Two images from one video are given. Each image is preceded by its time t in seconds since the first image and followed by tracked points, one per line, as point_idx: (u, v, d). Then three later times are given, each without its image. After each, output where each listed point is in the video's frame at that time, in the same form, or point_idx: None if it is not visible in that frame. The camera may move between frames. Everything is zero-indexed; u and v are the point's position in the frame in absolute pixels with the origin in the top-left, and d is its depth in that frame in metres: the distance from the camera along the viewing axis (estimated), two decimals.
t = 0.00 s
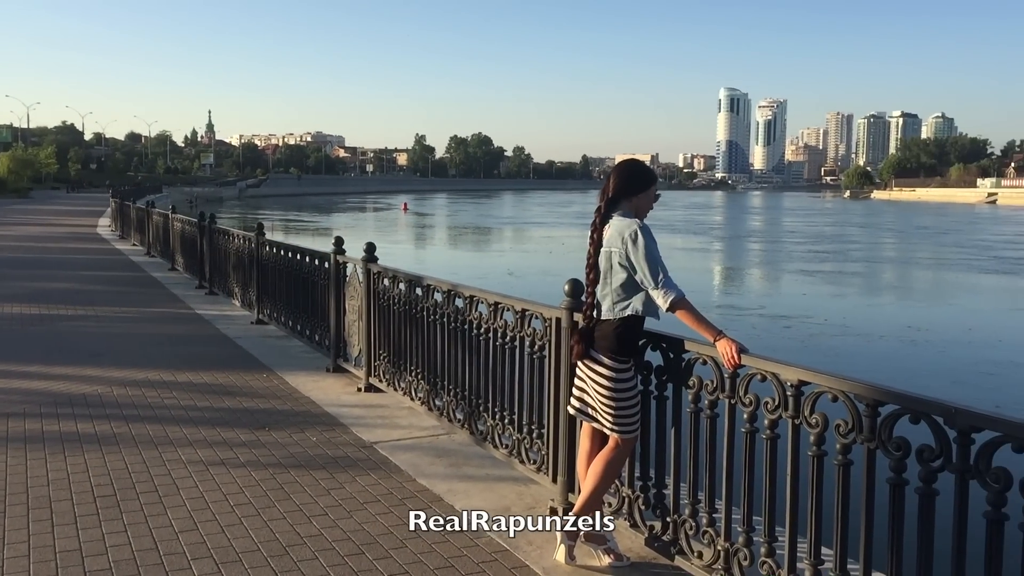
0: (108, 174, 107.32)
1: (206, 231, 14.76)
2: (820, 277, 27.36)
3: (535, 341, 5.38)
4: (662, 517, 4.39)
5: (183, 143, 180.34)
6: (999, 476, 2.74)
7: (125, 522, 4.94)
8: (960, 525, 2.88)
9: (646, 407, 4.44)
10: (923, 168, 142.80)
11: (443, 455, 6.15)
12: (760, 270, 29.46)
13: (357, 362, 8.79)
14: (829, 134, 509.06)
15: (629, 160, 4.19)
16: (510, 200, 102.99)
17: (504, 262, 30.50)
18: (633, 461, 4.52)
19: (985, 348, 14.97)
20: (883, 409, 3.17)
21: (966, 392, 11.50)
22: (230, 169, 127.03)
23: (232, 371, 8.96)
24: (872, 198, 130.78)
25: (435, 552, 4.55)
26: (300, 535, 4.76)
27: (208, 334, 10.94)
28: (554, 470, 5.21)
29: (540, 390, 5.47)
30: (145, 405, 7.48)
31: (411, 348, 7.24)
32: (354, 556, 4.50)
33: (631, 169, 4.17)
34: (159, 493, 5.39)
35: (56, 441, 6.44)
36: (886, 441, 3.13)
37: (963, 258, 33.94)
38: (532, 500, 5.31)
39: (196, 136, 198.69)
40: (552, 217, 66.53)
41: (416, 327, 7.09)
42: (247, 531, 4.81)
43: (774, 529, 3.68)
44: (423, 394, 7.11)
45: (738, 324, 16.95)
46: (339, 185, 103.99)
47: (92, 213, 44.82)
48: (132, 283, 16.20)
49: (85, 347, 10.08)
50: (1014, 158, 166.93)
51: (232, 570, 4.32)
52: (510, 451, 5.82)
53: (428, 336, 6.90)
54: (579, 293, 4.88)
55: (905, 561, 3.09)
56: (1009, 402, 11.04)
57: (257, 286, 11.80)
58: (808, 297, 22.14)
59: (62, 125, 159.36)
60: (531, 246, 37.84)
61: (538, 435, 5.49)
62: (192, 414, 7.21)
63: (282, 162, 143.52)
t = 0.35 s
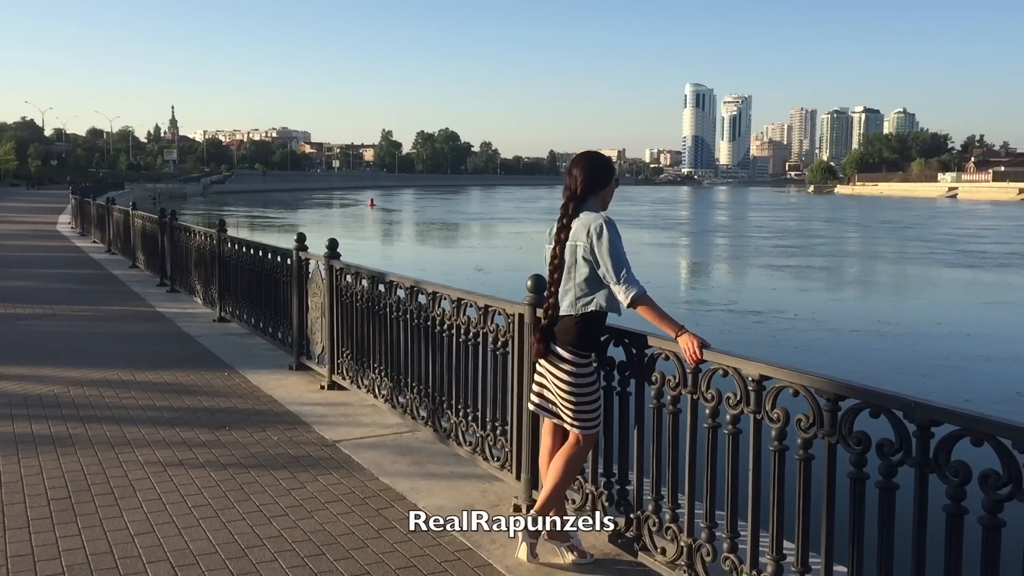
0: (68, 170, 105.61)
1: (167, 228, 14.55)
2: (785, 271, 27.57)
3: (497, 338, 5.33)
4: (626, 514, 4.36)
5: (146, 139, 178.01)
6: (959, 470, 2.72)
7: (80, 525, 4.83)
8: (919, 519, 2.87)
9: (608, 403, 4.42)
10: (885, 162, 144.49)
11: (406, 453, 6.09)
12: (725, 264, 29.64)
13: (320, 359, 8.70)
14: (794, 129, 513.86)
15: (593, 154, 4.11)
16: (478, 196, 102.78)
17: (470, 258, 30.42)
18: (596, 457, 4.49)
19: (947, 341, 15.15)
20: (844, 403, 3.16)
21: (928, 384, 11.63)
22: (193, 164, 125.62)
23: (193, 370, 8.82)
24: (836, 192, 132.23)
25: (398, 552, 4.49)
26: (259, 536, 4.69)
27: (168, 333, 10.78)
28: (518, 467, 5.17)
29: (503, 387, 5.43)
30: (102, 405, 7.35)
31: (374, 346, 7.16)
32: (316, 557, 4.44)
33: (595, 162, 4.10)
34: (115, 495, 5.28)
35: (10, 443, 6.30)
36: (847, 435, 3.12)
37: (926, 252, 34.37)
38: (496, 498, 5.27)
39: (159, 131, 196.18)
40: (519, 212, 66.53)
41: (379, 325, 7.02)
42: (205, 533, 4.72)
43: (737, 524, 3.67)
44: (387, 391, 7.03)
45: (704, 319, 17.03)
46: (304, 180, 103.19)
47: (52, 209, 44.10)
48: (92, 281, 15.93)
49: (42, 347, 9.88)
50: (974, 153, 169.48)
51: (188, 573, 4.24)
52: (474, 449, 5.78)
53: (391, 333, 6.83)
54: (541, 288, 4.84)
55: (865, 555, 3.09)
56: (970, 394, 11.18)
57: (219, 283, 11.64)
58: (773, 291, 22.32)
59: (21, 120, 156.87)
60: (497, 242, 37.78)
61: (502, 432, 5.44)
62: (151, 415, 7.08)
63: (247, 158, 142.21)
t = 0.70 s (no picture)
0: (43, 167, 104.39)
1: (140, 225, 14.39)
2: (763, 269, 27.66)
3: (472, 336, 5.28)
4: (601, 512, 4.32)
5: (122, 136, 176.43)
6: (933, 468, 2.70)
7: (45, 528, 4.73)
8: (893, 516, 2.85)
9: (582, 401, 4.38)
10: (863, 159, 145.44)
11: (381, 452, 6.02)
12: (704, 262, 29.70)
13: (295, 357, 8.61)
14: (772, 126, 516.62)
15: (564, 148, 4.01)
16: (458, 193, 102.64)
17: (449, 255, 30.32)
18: (571, 455, 4.44)
19: (924, 337, 15.24)
20: (817, 400, 3.14)
21: (906, 381, 11.66)
22: (170, 161, 124.73)
23: (165, 369, 8.72)
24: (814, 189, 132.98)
25: (370, 552, 4.43)
26: (229, 538, 4.61)
27: (141, 332, 10.67)
28: (493, 466, 5.12)
29: (478, 385, 5.37)
30: (72, 405, 7.24)
31: (349, 344, 7.08)
32: (287, 558, 4.37)
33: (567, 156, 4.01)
34: (83, 497, 5.19)
35: None
36: (821, 432, 3.10)
37: (903, 249, 34.57)
38: (471, 497, 5.22)
39: (135, 128, 194.51)
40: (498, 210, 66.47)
41: (353, 323, 6.94)
42: (173, 535, 4.64)
43: (711, 522, 3.64)
44: (361, 390, 6.96)
45: (683, 316, 17.04)
46: (282, 177, 102.62)
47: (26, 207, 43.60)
48: (65, 279, 15.74)
49: (11, 346, 9.73)
50: (950, 150, 170.90)
51: None
52: (449, 447, 5.72)
53: (365, 331, 6.76)
54: (516, 285, 4.80)
55: (839, 554, 3.06)
56: (947, 390, 11.23)
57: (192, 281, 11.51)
58: (751, 288, 22.38)
59: None
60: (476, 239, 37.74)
61: (476, 430, 5.39)
62: (121, 415, 6.97)
63: (225, 155, 141.22)
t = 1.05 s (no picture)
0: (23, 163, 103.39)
1: (120, 222, 14.26)
2: (747, 267, 27.73)
3: (453, 334, 5.24)
4: (582, 512, 4.29)
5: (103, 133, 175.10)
6: (912, 467, 2.68)
7: (18, 528, 4.66)
8: (874, 515, 2.83)
9: (564, 400, 4.34)
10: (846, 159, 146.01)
11: (361, 452, 5.98)
12: (687, 261, 29.76)
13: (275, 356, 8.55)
14: (756, 125, 518.47)
15: (544, 144, 3.98)
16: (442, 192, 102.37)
17: (434, 254, 30.25)
18: (552, 454, 4.41)
19: (907, 336, 15.30)
20: (798, 400, 3.12)
21: (889, 380, 11.70)
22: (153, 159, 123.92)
23: (144, 367, 8.63)
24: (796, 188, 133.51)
25: (349, 553, 4.39)
26: (205, 539, 4.55)
27: (120, 331, 10.55)
28: (474, 466, 5.09)
29: (458, 384, 5.33)
30: (48, 404, 7.16)
31: (329, 342, 7.02)
32: (264, 558, 4.33)
33: (546, 151, 3.97)
34: (57, 497, 5.12)
35: None
36: (802, 432, 3.08)
37: (886, 248, 34.74)
38: (451, 496, 5.18)
39: (118, 125, 193.30)
40: (483, 208, 66.41)
41: (334, 320, 6.88)
42: (149, 536, 4.58)
43: (692, 522, 3.61)
44: (341, 389, 6.89)
45: (667, 315, 17.06)
46: (266, 175, 102.10)
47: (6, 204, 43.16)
48: (44, 277, 15.57)
49: None
50: (933, 149, 171.90)
51: None
52: (429, 447, 5.68)
53: (346, 329, 6.70)
54: (497, 284, 4.77)
55: (819, 553, 3.04)
56: (930, 389, 11.24)
57: (172, 280, 11.40)
58: (735, 287, 22.45)
59: None
60: (460, 237, 37.64)
61: (457, 429, 5.34)
62: (98, 414, 6.89)
63: (208, 152, 140.33)
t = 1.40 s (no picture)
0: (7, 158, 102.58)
1: (104, 218, 14.14)
2: (736, 266, 27.77)
3: (439, 332, 5.21)
4: (568, 511, 4.27)
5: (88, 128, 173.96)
6: (899, 465, 2.67)
7: None
8: (860, 514, 2.82)
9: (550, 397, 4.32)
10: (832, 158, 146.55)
11: (346, 449, 5.94)
12: (674, 259, 29.77)
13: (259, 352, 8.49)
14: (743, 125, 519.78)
15: (532, 141, 3.96)
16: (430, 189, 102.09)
17: (421, 251, 30.17)
18: (538, 452, 4.39)
19: (895, 336, 15.34)
20: (784, 397, 3.10)
21: (877, 379, 11.72)
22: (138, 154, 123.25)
23: (127, 364, 8.56)
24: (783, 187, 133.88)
25: (332, 551, 4.35)
26: (187, 537, 4.51)
27: (103, 327, 10.46)
28: (458, 464, 5.06)
29: (444, 381, 5.30)
30: (29, 400, 7.08)
31: (314, 339, 6.98)
32: (246, 556, 4.29)
33: (534, 149, 3.95)
34: (38, 495, 5.06)
35: None
36: (788, 430, 3.06)
37: (873, 248, 34.83)
38: (436, 494, 5.15)
39: (103, 121, 192.11)
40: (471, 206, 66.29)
41: (318, 317, 6.84)
42: (130, 534, 4.53)
43: (678, 520, 3.60)
44: (326, 386, 6.85)
45: (655, 313, 17.06)
46: (253, 171, 101.73)
47: None
48: (27, 272, 15.42)
49: None
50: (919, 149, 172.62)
51: None
52: (414, 445, 5.64)
53: (330, 326, 6.66)
54: (483, 280, 4.75)
55: (804, 552, 3.03)
56: (916, 389, 11.26)
57: (156, 276, 11.32)
58: (722, 286, 22.47)
59: None
60: (447, 235, 37.59)
61: (441, 427, 5.30)
62: (81, 410, 6.83)
63: (194, 147, 139.61)
